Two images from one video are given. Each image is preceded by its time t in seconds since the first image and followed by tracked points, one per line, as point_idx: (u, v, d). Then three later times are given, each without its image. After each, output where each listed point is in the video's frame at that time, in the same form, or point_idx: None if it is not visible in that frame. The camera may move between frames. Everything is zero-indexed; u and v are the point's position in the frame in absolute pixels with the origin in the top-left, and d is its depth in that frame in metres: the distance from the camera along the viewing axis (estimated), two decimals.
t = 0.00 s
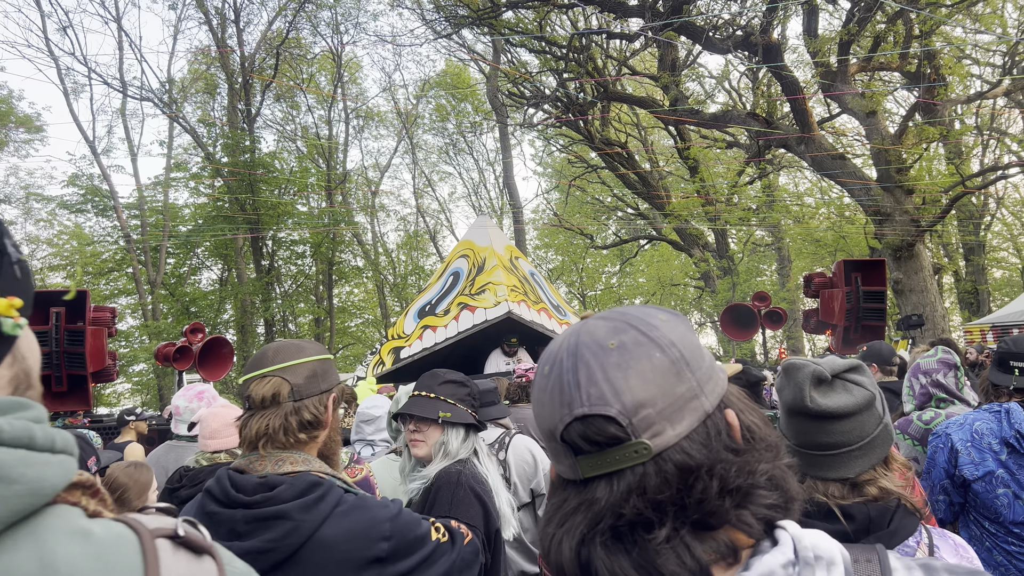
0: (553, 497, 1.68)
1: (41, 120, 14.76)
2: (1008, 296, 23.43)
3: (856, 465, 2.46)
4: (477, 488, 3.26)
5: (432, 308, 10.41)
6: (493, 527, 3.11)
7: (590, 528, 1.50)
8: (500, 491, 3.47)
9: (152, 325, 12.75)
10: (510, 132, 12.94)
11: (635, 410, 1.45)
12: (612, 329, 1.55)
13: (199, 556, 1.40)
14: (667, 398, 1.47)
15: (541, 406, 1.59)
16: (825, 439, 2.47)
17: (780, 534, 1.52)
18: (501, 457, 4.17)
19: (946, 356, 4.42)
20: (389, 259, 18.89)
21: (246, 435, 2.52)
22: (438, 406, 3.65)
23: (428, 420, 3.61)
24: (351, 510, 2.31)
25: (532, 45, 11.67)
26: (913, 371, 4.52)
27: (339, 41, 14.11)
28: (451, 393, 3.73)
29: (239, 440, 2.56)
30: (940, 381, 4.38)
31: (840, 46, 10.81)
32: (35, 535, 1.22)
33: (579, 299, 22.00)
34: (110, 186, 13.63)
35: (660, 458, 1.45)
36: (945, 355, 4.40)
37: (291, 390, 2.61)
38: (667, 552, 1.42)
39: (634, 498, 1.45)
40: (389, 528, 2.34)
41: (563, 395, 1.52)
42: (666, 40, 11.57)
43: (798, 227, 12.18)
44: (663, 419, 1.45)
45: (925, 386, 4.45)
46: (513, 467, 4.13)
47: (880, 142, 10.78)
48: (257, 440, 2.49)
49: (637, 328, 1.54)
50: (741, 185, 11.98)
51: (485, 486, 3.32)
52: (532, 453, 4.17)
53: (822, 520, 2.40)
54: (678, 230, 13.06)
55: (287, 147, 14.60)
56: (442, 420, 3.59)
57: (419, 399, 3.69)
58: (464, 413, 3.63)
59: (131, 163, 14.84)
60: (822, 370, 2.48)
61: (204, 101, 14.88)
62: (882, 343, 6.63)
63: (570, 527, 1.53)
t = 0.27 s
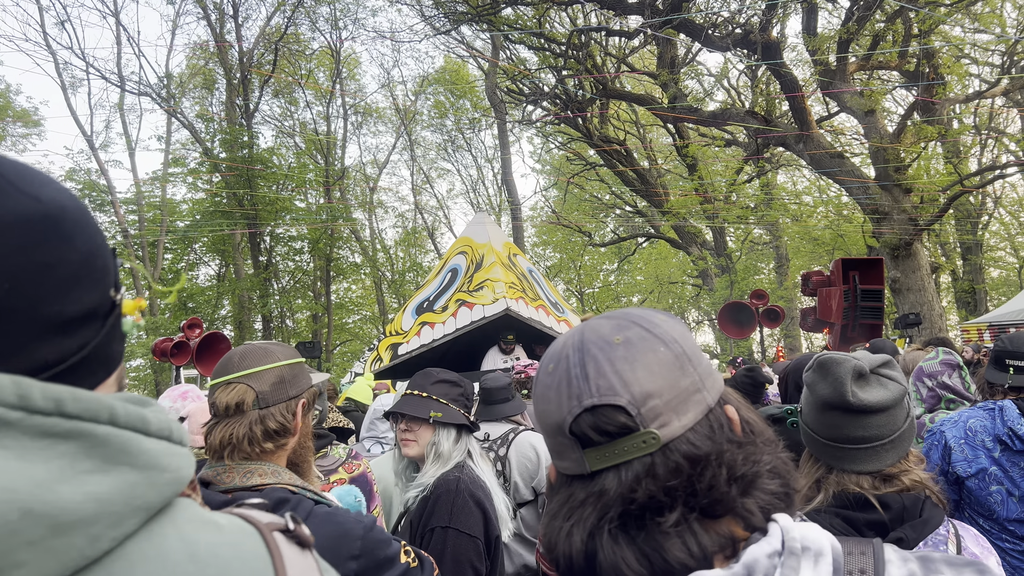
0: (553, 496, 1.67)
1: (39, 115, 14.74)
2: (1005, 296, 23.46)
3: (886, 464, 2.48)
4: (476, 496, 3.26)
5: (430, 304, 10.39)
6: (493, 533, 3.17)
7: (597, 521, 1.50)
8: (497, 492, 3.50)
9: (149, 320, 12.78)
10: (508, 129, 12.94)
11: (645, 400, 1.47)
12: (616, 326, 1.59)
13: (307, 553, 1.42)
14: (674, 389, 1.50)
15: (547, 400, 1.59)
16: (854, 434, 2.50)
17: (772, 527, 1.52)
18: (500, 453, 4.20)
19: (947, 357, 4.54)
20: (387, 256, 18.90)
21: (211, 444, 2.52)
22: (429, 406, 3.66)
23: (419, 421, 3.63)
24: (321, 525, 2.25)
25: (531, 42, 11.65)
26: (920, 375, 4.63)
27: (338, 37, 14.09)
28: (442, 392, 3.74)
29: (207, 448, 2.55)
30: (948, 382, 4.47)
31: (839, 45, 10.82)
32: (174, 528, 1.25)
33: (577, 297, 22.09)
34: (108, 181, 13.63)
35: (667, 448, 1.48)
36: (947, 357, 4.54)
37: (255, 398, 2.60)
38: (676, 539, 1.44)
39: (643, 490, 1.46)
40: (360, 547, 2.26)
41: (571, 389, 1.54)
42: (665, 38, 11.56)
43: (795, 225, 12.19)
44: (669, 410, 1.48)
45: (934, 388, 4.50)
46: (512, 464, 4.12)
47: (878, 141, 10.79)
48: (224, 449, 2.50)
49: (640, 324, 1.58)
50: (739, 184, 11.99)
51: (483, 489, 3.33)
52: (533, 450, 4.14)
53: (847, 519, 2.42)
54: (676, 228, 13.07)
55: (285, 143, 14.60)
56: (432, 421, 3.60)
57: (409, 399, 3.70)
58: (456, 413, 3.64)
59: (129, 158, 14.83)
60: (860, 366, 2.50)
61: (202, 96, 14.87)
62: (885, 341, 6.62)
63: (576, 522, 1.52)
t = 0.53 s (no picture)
0: (560, 488, 1.65)
1: (37, 110, 14.71)
2: (1001, 294, 23.53)
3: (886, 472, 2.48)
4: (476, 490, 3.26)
5: (428, 301, 10.38)
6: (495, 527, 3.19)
7: (611, 514, 1.49)
8: (495, 488, 3.49)
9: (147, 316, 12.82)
10: (506, 125, 12.94)
11: (660, 395, 1.47)
12: (630, 321, 1.59)
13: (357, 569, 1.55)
14: (688, 385, 1.51)
15: (560, 393, 1.58)
16: (866, 438, 2.48)
17: (775, 521, 1.48)
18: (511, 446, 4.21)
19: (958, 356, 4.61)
20: (384, 253, 18.90)
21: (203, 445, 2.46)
22: (430, 401, 3.66)
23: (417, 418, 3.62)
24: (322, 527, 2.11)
25: (530, 38, 11.64)
26: (932, 375, 4.62)
27: (336, 33, 14.07)
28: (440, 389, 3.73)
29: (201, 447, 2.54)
30: (964, 380, 4.49)
31: (838, 42, 10.82)
32: (248, 548, 1.26)
33: (574, 294, 22.14)
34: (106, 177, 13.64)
35: (681, 443, 1.48)
36: (959, 355, 4.60)
37: (249, 399, 2.56)
38: (689, 532, 1.44)
39: (656, 483, 1.46)
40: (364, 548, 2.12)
41: (585, 382, 1.53)
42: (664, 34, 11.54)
43: (793, 222, 12.23)
44: (683, 405, 1.49)
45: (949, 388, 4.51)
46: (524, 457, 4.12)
47: (877, 139, 10.80)
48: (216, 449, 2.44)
49: (653, 321, 1.59)
50: (738, 181, 12.00)
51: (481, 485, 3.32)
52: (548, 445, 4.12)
53: (861, 525, 2.36)
54: (674, 225, 13.09)
55: (283, 139, 14.59)
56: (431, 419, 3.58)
57: (408, 397, 3.68)
58: (456, 409, 3.64)
59: (127, 153, 14.83)
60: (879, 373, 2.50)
61: (200, 92, 14.85)
62: (887, 339, 6.64)
63: (588, 515, 1.51)
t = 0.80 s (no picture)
0: (577, 471, 1.64)
1: (34, 106, 14.70)
2: (1000, 291, 23.54)
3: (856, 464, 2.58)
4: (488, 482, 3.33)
5: (426, 298, 10.38)
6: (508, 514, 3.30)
7: (636, 501, 1.50)
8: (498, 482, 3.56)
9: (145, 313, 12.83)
10: (505, 122, 12.93)
11: (697, 390, 1.50)
12: (669, 312, 1.60)
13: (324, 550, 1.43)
14: (721, 384, 1.54)
15: (593, 376, 1.57)
16: (838, 433, 2.57)
17: (782, 519, 1.49)
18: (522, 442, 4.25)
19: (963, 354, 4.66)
20: (383, 250, 18.89)
21: (217, 444, 2.51)
22: (428, 406, 3.59)
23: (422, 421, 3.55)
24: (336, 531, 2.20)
25: (528, 35, 11.63)
26: (937, 366, 4.59)
27: (334, 30, 14.04)
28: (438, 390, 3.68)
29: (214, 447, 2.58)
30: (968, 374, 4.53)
31: (836, 40, 10.81)
32: (201, 534, 1.25)
33: (573, 291, 22.15)
34: (103, 174, 13.63)
35: (710, 440, 1.51)
36: (965, 353, 4.63)
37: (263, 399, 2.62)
38: (712, 523, 1.47)
39: (686, 477, 1.48)
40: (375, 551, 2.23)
41: (624, 368, 1.53)
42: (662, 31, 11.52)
43: (791, 220, 12.24)
44: (715, 402, 1.52)
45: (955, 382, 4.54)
46: (536, 455, 4.25)
47: (875, 136, 10.79)
48: (230, 449, 2.49)
49: (692, 315, 1.61)
50: (736, 179, 12.00)
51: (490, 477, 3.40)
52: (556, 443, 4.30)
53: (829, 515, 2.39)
54: (672, 223, 13.10)
55: (281, 136, 14.58)
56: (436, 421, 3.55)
57: (409, 399, 3.62)
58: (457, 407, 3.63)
59: (125, 150, 14.82)
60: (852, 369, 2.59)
61: (198, 89, 14.84)
62: (885, 337, 6.64)
63: (615, 500, 1.51)
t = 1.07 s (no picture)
0: (615, 451, 1.58)
1: (32, 104, 14.68)
2: (998, 288, 23.59)
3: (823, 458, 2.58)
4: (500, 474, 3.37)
5: (425, 295, 10.38)
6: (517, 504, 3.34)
7: (686, 485, 1.45)
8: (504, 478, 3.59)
9: (144, 311, 12.85)
10: (503, 119, 12.93)
11: (751, 381, 1.47)
12: (723, 300, 1.56)
13: (197, 549, 1.30)
14: (772, 376, 1.52)
15: (645, 357, 1.51)
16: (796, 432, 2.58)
17: (820, 513, 1.49)
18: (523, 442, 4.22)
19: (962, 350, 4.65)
20: (382, 247, 18.90)
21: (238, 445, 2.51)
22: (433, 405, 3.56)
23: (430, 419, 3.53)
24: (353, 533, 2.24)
25: (527, 32, 11.61)
26: (935, 361, 4.62)
27: (332, 27, 14.04)
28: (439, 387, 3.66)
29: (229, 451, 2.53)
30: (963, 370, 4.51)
31: (835, 36, 10.80)
32: (37, 543, 1.09)
33: (571, 288, 22.20)
34: (101, 171, 13.63)
35: (760, 430, 1.48)
36: (963, 349, 4.63)
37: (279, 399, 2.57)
38: (764, 510, 1.43)
39: (739, 464, 1.45)
40: (390, 553, 2.27)
41: (679, 351, 1.48)
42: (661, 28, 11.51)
43: (790, 217, 12.24)
44: (766, 393, 1.50)
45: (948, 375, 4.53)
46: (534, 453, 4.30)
47: (873, 133, 10.79)
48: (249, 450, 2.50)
49: (745, 305, 1.58)
50: (735, 176, 11.99)
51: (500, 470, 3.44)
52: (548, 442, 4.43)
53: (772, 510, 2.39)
54: (671, 219, 13.12)
55: (280, 133, 14.58)
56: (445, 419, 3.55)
57: (413, 399, 3.56)
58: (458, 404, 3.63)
59: (123, 147, 14.82)
60: (810, 361, 2.63)
61: (196, 86, 14.82)
62: (881, 333, 6.62)
63: (664, 482, 1.46)
